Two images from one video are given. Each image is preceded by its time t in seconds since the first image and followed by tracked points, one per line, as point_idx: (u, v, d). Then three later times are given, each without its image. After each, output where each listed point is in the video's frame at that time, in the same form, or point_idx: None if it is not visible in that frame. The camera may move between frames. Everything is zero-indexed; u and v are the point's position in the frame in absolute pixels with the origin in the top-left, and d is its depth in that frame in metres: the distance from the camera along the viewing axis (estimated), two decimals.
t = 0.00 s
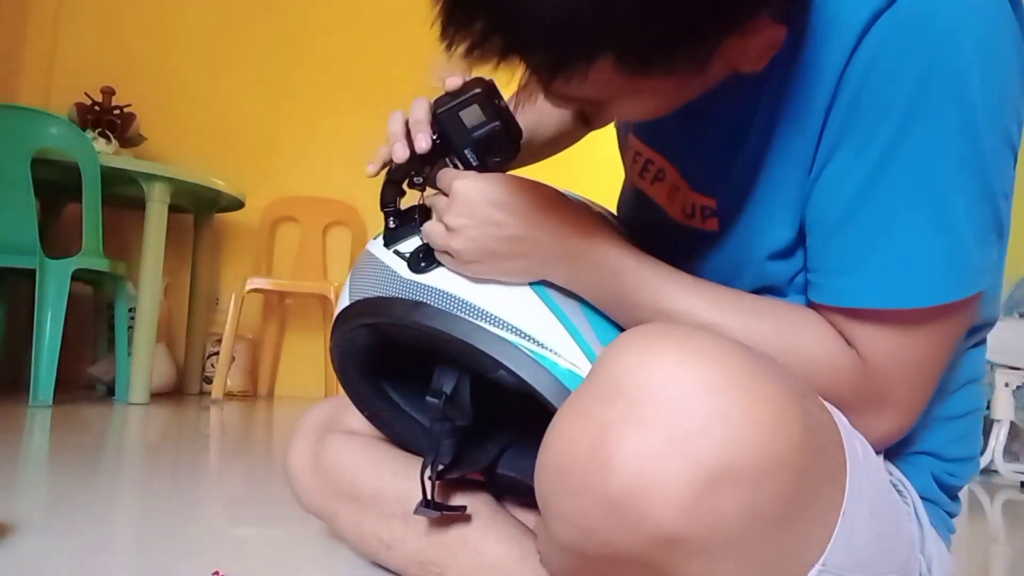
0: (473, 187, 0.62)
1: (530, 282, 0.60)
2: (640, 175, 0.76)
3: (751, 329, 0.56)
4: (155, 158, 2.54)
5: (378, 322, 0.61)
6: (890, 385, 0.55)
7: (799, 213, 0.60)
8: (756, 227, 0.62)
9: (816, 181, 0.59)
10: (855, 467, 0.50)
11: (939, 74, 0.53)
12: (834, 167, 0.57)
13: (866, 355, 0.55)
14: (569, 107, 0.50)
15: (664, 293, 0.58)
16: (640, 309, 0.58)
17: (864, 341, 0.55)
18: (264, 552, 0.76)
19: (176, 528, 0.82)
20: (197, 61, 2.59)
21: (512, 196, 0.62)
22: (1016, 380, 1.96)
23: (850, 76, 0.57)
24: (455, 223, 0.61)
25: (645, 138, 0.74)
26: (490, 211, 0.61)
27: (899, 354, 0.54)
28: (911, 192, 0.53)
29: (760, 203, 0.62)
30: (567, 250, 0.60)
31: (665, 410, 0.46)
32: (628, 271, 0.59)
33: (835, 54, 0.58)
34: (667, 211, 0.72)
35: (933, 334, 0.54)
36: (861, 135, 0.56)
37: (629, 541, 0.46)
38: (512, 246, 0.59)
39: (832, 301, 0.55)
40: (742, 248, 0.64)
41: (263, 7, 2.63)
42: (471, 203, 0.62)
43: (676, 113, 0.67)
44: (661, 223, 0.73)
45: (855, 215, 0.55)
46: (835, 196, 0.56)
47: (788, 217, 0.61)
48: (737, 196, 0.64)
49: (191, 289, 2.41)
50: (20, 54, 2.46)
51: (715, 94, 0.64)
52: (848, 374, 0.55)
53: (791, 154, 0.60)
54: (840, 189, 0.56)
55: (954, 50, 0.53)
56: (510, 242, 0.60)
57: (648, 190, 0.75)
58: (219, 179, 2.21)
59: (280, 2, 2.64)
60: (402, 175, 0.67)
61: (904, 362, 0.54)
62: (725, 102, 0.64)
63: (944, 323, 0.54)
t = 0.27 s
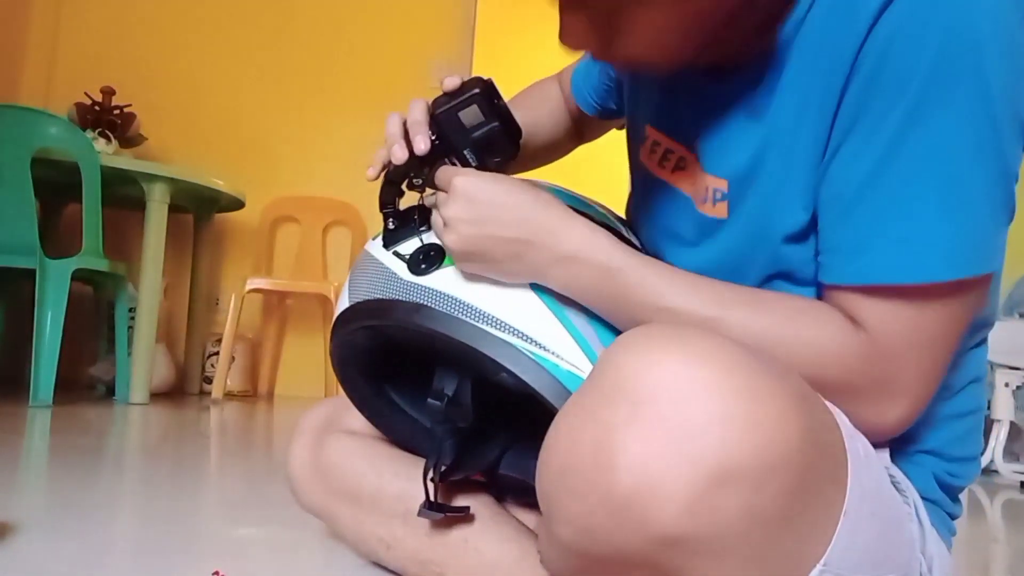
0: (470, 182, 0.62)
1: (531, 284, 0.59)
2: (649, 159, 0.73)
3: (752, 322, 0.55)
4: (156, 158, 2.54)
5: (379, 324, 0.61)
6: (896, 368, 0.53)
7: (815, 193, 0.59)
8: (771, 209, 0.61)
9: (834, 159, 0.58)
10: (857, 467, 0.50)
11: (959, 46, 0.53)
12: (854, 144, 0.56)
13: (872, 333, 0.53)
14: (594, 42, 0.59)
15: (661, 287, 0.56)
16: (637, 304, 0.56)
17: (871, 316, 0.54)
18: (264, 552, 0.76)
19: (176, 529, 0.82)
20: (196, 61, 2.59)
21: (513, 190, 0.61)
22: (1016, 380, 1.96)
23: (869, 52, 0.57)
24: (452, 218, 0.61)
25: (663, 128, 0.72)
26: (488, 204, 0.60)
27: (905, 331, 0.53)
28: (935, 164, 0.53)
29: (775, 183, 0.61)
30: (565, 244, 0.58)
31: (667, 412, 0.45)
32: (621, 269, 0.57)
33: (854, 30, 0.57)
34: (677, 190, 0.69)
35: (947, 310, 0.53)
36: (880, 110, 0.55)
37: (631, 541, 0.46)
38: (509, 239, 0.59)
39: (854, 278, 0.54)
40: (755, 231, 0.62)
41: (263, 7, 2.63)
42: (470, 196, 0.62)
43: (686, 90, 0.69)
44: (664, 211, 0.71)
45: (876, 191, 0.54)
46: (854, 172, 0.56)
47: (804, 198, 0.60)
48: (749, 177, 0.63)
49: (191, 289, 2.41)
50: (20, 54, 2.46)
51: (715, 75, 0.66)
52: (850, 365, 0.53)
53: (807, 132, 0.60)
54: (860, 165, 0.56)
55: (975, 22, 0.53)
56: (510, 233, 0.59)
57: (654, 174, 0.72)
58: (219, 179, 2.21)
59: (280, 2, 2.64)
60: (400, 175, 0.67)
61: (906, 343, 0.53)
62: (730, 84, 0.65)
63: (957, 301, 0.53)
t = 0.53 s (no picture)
0: (474, 182, 0.60)
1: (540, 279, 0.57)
2: (668, 144, 0.69)
3: (770, 297, 0.51)
4: (155, 158, 2.55)
5: (385, 320, 0.60)
6: (918, 323, 0.48)
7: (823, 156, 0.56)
8: (779, 176, 0.58)
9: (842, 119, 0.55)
10: (859, 461, 0.50)
11: None
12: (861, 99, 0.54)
13: (887, 290, 0.49)
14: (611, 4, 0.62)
15: (667, 273, 0.52)
16: (643, 292, 0.53)
17: (886, 271, 0.50)
18: (264, 552, 0.76)
19: (177, 528, 0.82)
20: (196, 62, 2.59)
21: (518, 186, 0.58)
22: (1015, 381, 1.96)
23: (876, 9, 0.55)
24: (457, 223, 0.59)
25: (688, 117, 0.69)
26: (489, 202, 0.58)
27: (920, 283, 0.49)
28: (951, 106, 0.50)
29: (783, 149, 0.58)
30: (566, 240, 0.55)
31: (672, 406, 0.45)
32: (634, 261, 0.53)
33: None
34: (686, 172, 0.66)
35: (966, 257, 0.49)
36: (889, 63, 0.53)
37: (634, 535, 0.45)
38: (511, 240, 0.56)
39: (872, 231, 0.50)
40: (764, 201, 0.58)
41: (262, 7, 2.63)
42: (473, 194, 0.59)
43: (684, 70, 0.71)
44: (668, 197, 0.67)
45: (885, 141, 0.51)
46: (864, 125, 0.53)
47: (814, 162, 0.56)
48: (753, 144, 0.60)
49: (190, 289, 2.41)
50: (20, 55, 2.47)
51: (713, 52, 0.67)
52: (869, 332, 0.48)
53: (814, 94, 0.57)
54: (867, 118, 0.53)
55: None
56: (513, 231, 0.56)
57: (664, 158, 0.69)
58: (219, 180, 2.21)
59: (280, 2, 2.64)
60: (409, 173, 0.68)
61: (920, 300, 0.49)
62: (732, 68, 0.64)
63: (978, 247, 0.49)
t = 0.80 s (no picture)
0: (498, 166, 0.59)
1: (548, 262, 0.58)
2: (676, 145, 0.69)
3: (801, 257, 0.49)
4: (155, 158, 2.55)
5: (396, 318, 0.59)
6: (947, 274, 0.47)
7: (835, 129, 0.56)
8: (792, 152, 0.57)
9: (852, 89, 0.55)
10: (873, 442, 0.49)
11: None
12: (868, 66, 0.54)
13: (914, 243, 0.48)
14: None
15: (698, 239, 0.51)
16: (677, 258, 0.51)
17: (913, 224, 0.49)
18: (266, 552, 0.75)
19: (178, 528, 0.81)
20: (196, 61, 2.59)
21: (542, 165, 0.57)
22: (1015, 380, 1.96)
23: None
24: (486, 209, 0.58)
25: (695, 117, 0.68)
26: (515, 187, 0.57)
27: (948, 232, 0.48)
28: (954, 55, 0.50)
29: (793, 125, 0.58)
30: (597, 209, 0.54)
31: (697, 378, 0.44)
32: (665, 228, 0.52)
33: None
34: (698, 170, 0.66)
35: (987, 201, 0.48)
36: (888, 28, 0.53)
37: (653, 511, 0.45)
38: (542, 217, 0.56)
39: (891, 187, 0.50)
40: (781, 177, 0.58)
41: (262, 8, 2.63)
42: (496, 182, 0.58)
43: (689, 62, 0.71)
44: (682, 190, 0.67)
45: (896, 100, 0.51)
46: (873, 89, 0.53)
47: (826, 134, 0.56)
48: (764, 122, 0.59)
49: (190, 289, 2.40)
50: (20, 55, 2.47)
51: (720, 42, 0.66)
52: (897, 283, 0.47)
53: (821, 69, 0.57)
54: (876, 81, 0.53)
55: None
56: (543, 208, 0.56)
57: (676, 157, 0.68)
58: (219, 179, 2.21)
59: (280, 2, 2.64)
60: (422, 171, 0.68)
61: (951, 250, 0.48)
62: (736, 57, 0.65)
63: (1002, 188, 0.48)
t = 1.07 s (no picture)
0: (507, 180, 0.59)
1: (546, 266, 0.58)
2: (678, 149, 0.69)
3: (808, 246, 0.49)
4: (156, 158, 2.55)
5: (397, 321, 0.59)
6: (956, 253, 0.47)
7: (834, 118, 0.56)
8: (790, 143, 0.58)
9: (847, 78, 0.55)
10: (876, 433, 0.49)
11: None
12: (861, 54, 0.54)
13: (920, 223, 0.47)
14: None
15: (703, 235, 0.51)
16: (682, 258, 0.52)
17: (918, 203, 0.48)
18: (266, 552, 0.76)
19: (179, 528, 0.82)
20: (196, 61, 2.59)
21: (548, 178, 0.58)
22: (1015, 380, 1.96)
23: None
24: (496, 223, 0.58)
25: (695, 121, 0.69)
26: (526, 198, 0.57)
27: (953, 214, 0.47)
28: (942, 36, 0.50)
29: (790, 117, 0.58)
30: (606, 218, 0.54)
31: (703, 367, 0.44)
32: (676, 230, 0.52)
33: None
34: (698, 172, 0.66)
35: (984, 176, 0.48)
36: (879, 16, 0.54)
37: (659, 498, 0.44)
38: (553, 228, 0.56)
39: (889, 169, 0.49)
40: (782, 170, 0.58)
41: (262, 7, 2.63)
42: (506, 195, 0.58)
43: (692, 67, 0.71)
44: (685, 189, 0.67)
45: (891, 82, 0.51)
46: (868, 74, 0.53)
47: (822, 125, 0.56)
48: (763, 115, 0.60)
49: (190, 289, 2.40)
50: (21, 55, 2.47)
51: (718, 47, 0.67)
52: (903, 264, 0.47)
53: (816, 60, 0.57)
54: (870, 67, 0.53)
55: None
56: (552, 220, 0.56)
57: (678, 161, 0.69)
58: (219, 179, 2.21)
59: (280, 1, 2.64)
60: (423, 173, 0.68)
61: (958, 232, 0.47)
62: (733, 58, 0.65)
63: (999, 165, 0.48)
